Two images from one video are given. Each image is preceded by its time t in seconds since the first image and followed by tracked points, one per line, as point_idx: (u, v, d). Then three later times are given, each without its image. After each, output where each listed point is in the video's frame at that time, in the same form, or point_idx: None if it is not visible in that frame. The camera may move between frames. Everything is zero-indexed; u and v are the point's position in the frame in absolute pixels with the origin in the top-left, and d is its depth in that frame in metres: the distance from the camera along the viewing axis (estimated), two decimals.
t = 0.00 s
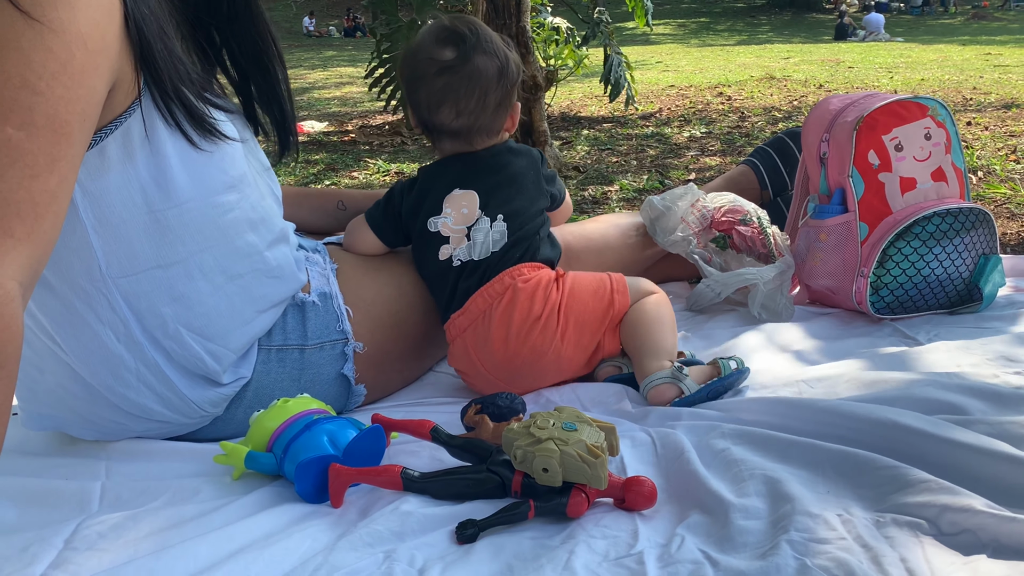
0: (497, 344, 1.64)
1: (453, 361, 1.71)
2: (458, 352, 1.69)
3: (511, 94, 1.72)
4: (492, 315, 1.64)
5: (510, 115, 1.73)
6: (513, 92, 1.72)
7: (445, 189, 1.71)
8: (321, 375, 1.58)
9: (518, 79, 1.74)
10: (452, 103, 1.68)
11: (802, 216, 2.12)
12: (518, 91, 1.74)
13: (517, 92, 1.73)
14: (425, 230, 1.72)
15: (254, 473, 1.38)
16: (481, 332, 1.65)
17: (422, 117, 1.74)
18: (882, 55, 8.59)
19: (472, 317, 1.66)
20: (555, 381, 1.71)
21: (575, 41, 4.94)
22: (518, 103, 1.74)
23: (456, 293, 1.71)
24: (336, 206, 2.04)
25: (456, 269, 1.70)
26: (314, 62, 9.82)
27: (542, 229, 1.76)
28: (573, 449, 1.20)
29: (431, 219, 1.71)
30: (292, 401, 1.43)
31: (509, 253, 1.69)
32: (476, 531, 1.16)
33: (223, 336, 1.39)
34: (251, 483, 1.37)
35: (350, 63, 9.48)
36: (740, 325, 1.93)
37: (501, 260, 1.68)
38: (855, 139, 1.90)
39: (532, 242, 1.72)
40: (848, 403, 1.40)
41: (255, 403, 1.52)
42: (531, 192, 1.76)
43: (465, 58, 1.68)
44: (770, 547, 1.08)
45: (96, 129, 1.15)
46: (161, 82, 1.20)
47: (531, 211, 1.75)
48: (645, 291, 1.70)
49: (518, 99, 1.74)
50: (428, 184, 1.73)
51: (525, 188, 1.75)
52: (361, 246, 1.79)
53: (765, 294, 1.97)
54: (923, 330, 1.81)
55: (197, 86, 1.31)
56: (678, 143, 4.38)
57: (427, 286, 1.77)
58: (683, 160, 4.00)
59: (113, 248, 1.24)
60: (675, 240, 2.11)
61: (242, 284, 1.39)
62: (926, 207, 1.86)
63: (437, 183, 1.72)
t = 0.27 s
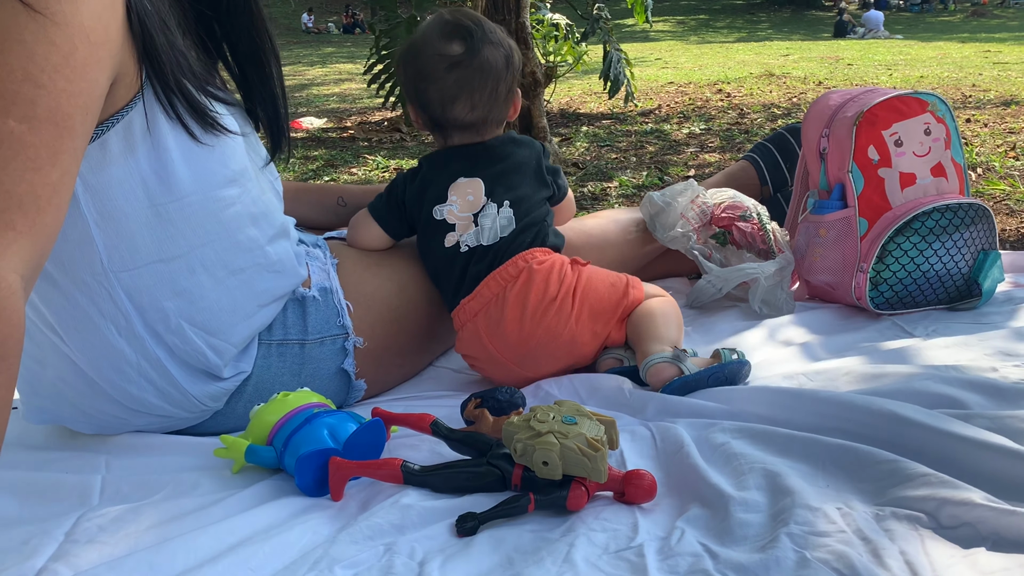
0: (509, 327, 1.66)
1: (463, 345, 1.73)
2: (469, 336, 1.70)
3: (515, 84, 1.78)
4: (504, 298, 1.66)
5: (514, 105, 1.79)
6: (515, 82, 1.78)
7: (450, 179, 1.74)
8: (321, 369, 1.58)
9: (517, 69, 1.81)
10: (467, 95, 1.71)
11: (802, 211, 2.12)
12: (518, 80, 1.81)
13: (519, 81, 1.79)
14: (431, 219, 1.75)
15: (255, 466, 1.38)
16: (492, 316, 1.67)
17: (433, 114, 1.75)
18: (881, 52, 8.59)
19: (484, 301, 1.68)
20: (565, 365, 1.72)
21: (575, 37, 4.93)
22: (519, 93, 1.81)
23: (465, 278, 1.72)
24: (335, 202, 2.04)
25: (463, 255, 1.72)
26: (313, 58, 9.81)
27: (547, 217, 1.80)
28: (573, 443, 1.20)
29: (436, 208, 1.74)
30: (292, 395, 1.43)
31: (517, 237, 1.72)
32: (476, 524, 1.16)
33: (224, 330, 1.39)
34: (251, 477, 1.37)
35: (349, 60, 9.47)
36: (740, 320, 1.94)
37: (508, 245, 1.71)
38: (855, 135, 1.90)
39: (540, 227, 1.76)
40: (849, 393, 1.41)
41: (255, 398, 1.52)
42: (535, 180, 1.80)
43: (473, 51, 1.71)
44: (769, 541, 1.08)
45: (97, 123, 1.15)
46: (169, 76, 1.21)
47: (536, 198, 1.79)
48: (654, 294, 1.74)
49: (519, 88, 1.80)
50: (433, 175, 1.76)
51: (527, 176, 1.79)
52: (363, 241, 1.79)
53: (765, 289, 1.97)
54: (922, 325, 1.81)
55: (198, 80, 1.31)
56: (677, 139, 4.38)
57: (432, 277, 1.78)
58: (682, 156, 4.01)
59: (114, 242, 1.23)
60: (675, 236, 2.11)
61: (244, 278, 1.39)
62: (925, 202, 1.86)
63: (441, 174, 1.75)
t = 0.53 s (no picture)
0: (519, 317, 1.67)
1: (474, 338, 1.73)
2: (480, 328, 1.71)
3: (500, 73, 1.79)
4: (515, 287, 1.67)
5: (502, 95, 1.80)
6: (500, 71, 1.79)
7: (442, 174, 1.73)
8: (321, 366, 1.58)
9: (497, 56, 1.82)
10: (476, 95, 1.70)
11: (802, 208, 2.12)
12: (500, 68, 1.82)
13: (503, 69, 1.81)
14: (426, 215, 1.74)
15: (255, 463, 1.38)
16: (503, 305, 1.68)
17: (440, 118, 1.71)
18: (880, 49, 8.59)
19: (494, 292, 1.69)
20: (576, 353, 1.73)
21: (574, 34, 4.93)
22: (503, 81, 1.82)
23: (470, 269, 1.73)
24: (333, 200, 2.04)
25: (466, 249, 1.72)
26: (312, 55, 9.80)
27: (541, 204, 1.82)
28: (573, 439, 1.20)
29: (430, 205, 1.73)
30: (292, 391, 1.43)
31: (516, 224, 1.73)
32: (476, 520, 1.17)
33: (225, 327, 1.39)
34: (251, 472, 1.38)
35: (349, 57, 9.46)
36: (740, 317, 1.94)
37: (511, 235, 1.72)
38: (854, 132, 1.90)
39: (536, 215, 1.77)
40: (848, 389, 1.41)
41: (255, 394, 1.53)
42: (522, 168, 1.82)
43: (472, 50, 1.70)
44: (768, 537, 1.08)
45: (99, 120, 1.15)
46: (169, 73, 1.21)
47: (526, 187, 1.80)
48: (659, 290, 1.77)
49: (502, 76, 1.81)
50: (423, 171, 1.75)
51: (515, 165, 1.80)
52: (356, 241, 1.80)
53: (765, 286, 1.98)
54: (921, 322, 1.81)
55: (199, 78, 1.31)
56: (677, 136, 4.38)
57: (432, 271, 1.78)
58: (682, 153, 4.01)
59: (115, 240, 1.23)
60: (675, 233, 2.11)
61: (244, 275, 1.39)
62: (925, 199, 1.86)
63: (430, 170, 1.74)
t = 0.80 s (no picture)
0: (514, 322, 1.67)
1: (473, 343, 1.73)
2: (478, 334, 1.71)
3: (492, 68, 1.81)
4: (507, 291, 1.67)
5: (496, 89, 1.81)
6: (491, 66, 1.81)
7: (434, 177, 1.73)
8: (321, 365, 1.59)
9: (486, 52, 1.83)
10: (475, 86, 1.71)
11: (802, 206, 2.12)
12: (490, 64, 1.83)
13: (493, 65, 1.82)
14: (418, 220, 1.74)
15: (255, 462, 1.38)
16: (498, 310, 1.68)
17: (440, 111, 1.70)
18: (880, 47, 8.58)
19: (488, 297, 1.69)
20: (575, 351, 1.73)
21: (574, 33, 4.93)
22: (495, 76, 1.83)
23: (464, 275, 1.73)
24: (331, 200, 2.05)
25: (457, 255, 1.72)
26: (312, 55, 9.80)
27: (534, 204, 1.82)
28: (573, 437, 1.20)
29: (421, 210, 1.73)
30: (292, 390, 1.43)
31: (507, 229, 1.73)
32: (476, 518, 1.17)
33: (225, 326, 1.39)
34: (252, 471, 1.38)
35: (349, 56, 9.45)
36: (739, 315, 1.94)
37: (502, 238, 1.72)
38: (854, 130, 1.90)
39: (529, 216, 1.77)
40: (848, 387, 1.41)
41: (255, 394, 1.53)
42: (516, 167, 1.81)
43: (468, 42, 1.71)
44: (769, 535, 1.08)
45: (99, 119, 1.15)
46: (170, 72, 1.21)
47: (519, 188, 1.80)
48: (660, 288, 1.74)
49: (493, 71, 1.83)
50: (415, 174, 1.74)
51: (507, 166, 1.79)
52: (346, 241, 1.80)
53: (765, 284, 1.98)
54: (921, 320, 1.81)
55: (198, 77, 1.32)
56: (677, 135, 4.38)
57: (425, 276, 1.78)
58: (682, 152, 4.00)
59: (115, 239, 1.24)
60: (675, 232, 2.10)
61: (244, 274, 1.39)
62: (925, 197, 1.86)
63: (424, 172, 1.73)
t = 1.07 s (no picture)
0: (528, 295, 1.66)
1: (485, 324, 1.72)
2: (490, 314, 1.70)
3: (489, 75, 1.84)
4: (520, 265, 1.67)
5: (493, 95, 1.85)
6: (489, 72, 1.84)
7: (434, 173, 1.74)
8: (324, 366, 1.59)
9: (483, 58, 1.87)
10: (475, 95, 1.75)
11: (803, 206, 2.12)
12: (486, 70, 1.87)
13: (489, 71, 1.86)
14: (421, 216, 1.74)
15: (259, 463, 1.39)
16: (510, 286, 1.68)
17: (441, 118, 1.74)
18: (881, 46, 8.58)
19: (500, 275, 1.69)
20: (586, 330, 1.73)
21: (575, 33, 4.93)
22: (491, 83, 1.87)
23: (473, 258, 1.72)
24: (329, 200, 2.06)
25: (464, 244, 1.71)
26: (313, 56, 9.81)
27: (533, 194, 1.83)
28: (575, 438, 1.21)
29: (423, 205, 1.73)
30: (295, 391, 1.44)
31: (512, 214, 1.74)
32: (479, 519, 1.17)
33: (227, 328, 1.39)
34: (255, 472, 1.38)
35: (349, 57, 9.46)
36: (741, 315, 1.94)
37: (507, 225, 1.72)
38: (855, 130, 1.90)
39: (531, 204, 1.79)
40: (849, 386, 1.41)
41: (259, 395, 1.53)
42: (510, 164, 1.84)
43: (471, 51, 1.75)
44: (771, 535, 1.08)
45: (101, 122, 1.16)
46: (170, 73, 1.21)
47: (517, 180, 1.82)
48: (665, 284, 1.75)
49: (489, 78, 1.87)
50: (414, 172, 1.76)
51: (503, 161, 1.83)
52: (343, 243, 1.81)
53: (767, 285, 1.98)
54: (923, 320, 1.81)
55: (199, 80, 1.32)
56: (678, 135, 4.39)
57: (433, 275, 1.77)
58: (683, 152, 4.01)
59: (118, 242, 1.24)
60: (676, 233, 2.11)
61: (246, 276, 1.40)
62: (926, 197, 1.86)
63: (422, 170, 1.75)
